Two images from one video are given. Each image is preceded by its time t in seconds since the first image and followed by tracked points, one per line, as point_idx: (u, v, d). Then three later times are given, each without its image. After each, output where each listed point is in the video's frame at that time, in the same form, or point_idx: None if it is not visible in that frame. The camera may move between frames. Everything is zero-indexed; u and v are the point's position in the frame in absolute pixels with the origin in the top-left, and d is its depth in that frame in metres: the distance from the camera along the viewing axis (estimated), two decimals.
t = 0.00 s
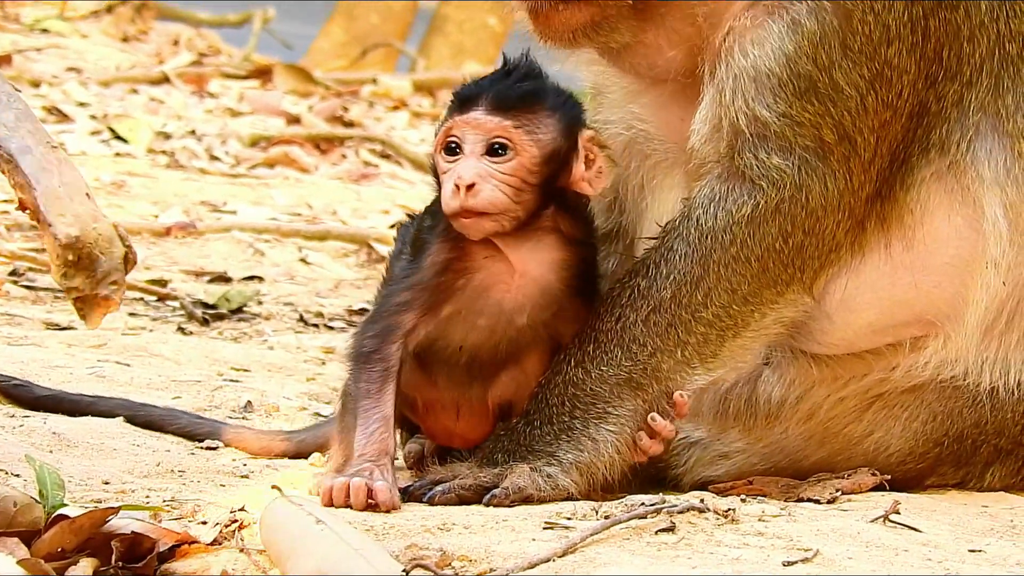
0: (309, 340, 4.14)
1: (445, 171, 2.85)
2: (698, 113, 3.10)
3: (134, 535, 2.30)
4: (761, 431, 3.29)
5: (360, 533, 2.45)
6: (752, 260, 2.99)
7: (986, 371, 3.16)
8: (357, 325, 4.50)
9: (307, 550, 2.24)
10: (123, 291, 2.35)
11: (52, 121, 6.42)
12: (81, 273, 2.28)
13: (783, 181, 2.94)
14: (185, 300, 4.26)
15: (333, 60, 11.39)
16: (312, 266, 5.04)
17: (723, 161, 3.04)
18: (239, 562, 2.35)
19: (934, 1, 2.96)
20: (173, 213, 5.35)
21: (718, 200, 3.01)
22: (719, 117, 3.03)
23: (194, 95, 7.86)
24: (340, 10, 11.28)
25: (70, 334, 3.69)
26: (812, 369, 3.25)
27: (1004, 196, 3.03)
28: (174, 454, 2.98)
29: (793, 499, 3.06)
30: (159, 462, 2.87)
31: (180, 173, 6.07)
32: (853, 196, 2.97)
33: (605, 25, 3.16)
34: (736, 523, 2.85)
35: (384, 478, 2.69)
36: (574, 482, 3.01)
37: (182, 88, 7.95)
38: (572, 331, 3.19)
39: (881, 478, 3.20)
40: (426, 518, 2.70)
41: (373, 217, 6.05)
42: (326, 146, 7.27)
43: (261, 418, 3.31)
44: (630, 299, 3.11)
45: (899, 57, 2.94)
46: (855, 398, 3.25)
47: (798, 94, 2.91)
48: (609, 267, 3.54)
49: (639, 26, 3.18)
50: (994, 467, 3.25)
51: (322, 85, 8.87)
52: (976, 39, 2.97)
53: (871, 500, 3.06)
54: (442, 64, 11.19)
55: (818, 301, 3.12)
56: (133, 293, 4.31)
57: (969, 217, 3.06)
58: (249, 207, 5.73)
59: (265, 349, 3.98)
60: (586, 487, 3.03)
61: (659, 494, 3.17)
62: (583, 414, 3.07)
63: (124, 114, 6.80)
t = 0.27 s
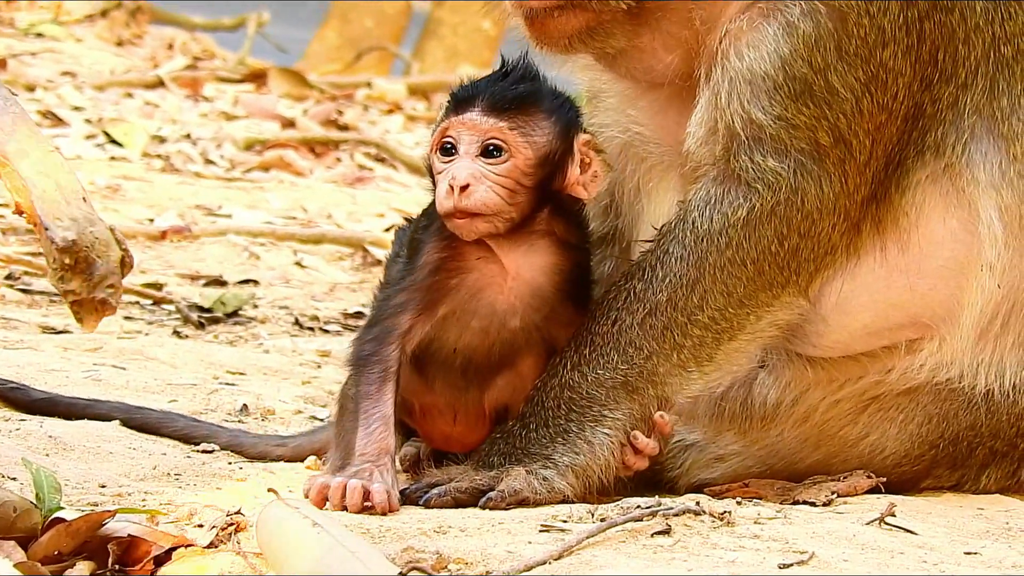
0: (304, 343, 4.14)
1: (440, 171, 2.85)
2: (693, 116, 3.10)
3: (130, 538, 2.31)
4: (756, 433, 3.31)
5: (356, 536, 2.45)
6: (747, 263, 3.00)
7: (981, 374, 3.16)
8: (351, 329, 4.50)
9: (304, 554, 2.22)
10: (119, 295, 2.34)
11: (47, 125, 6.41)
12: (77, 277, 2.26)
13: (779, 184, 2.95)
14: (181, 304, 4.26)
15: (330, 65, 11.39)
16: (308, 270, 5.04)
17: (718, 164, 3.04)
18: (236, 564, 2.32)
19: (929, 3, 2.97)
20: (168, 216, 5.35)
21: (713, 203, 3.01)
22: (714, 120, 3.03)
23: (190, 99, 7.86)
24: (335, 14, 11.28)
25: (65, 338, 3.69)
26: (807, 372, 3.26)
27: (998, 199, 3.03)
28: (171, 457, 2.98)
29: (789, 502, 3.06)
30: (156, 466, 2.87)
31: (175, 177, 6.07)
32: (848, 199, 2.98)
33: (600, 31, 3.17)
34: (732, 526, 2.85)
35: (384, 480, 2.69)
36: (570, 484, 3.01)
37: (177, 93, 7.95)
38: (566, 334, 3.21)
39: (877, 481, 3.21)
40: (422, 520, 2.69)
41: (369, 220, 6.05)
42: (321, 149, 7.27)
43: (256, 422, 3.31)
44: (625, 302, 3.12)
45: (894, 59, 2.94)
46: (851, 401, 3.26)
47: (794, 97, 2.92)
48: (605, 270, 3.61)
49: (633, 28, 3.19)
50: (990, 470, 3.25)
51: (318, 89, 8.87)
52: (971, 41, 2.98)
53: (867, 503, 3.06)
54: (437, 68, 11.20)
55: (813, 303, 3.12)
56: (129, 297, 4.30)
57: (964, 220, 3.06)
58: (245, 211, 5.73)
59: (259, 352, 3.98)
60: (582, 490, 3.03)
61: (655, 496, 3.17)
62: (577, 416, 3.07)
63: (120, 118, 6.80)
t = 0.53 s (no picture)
0: (302, 345, 4.14)
1: (452, 180, 2.80)
2: (691, 117, 3.10)
3: (130, 538, 2.32)
4: (754, 435, 3.31)
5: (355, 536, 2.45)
6: (745, 264, 3.00)
7: (979, 375, 3.17)
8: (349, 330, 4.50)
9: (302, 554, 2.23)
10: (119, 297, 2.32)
11: (45, 127, 6.41)
12: (76, 278, 2.25)
13: (776, 185, 2.95)
14: (179, 305, 4.26)
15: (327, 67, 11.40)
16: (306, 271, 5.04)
17: (716, 165, 3.05)
18: (234, 564, 2.33)
19: (927, 4, 2.97)
20: (166, 218, 5.35)
21: (712, 204, 3.01)
22: (712, 121, 3.03)
23: (187, 101, 7.86)
24: (332, 17, 11.28)
25: (64, 339, 3.69)
26: (805, 373, 3.26)
27: (997, 201, 3.04)
28: (170, 458, 2.97)
29: (787, 503, 3.06)
30: (154, 466, 2.87)
31: (173, 179, 6.07)
32: (846, 200, 2.98)
33: (576, 28, 3.16)
34: (730, 527, 2.85)
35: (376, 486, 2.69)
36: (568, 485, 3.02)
37: (175, 95, 7.94)
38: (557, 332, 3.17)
39: (875, 482, 3.21)
40: (421, 521, 2.69)
41: (367, 222, 6.06)
42: (319, 151, 7.27)
43: (255, 422, 3.32)
44: (624, 303, 3.12)
45: (892, 61, 2.95)
46: (849, 403, 3.27)
47: (791, 98, 2.92)
48: (603, 270, 3.68)
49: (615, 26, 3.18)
50: (988, 471, 3.25)
51: (315, 92, 8.87)
52: (969, 42, 2.99)
53: (865, 505, 3.07)
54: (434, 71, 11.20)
55: (812, 304, 3.13)
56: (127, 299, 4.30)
57: (962, 221, 3.07)
58: (243, 213, 5.73)
59: (257, 354, 3.97)
60: (580, 491, 3.04)
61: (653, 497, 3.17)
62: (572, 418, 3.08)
63: (117, 121, 6.80)
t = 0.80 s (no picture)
0: (302, 346, 4.14)
1: (596, 203, 2.77)
2: (689, 118, 3.10)
3: (130, 539, 2.32)
4: (753, 436, 3.32)
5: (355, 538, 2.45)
6: (744, 265, 3.00)
7: (978, 377, 3.17)
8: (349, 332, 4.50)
9: (302, 556, 2.23)
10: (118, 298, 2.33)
11: (45, 129, 6.41)
12: (76, 280, 2.26)
13: (775, 186, 2.95)
14: (178, 306, 4.26)
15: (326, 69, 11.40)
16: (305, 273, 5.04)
17: (715, 167, 3.05)
18: (234, 566, 2.33)
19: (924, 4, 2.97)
20: (165, 220, 5.35)
21: (710, 205, 3.02)
22: (710, 123, 3.03)
23: (186, 103, 7.86)
24: (331, 18, 11.28)
25: (63, 340, 3.69)
26: (804, 375, 3.26)
27: (995, 202, 3.04)
28: (170, 460, 2.97)
29: (786, 505, 3.07)
30: (155, 468, 2.87)
31: (172, 181, 6.08)
32: (845, 202, 2.99)
33: (569, 23, 3.21)
34: (730, 529, 2.85)
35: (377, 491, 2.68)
36: (568, 487, 3.01)
37: (174, 96, 7.95)
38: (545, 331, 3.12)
39: (875, 483, 3.22)
40: (421, 522, 2.69)
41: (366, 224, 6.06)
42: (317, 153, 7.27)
43: (254, 424, 3.31)
44: (623, 305, 3.13)
45: (889, 61, 2.95)
46: (848, 404, 3.27)
47: (789, 99, 2.92)
48: (603, 273, 3.56)
49: (609, 21, 3.21)
50: (987, 473, 3.25)
51: (315, 94, 8.88)
52: (967, 43, 2.99)
53: (864, 506, 3.07)
54: (433, 72, 11.20)
55: (811, 306, 3.13)
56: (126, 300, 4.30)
57: (960, 222, 3.07)
58: (242, 215, 5.73)
59: (257, 355, 3.98)
60: (579, 492, 3.04)
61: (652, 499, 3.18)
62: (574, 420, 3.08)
63: (117, 122, 6.80)
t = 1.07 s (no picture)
0: (303, 350, 4.15)
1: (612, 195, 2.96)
2: (690, 123, 3.11)
3: (131, 543, 2.31)
4: (754, 439, 3.32)
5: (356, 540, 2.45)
6: (745, 269, 3.00)
7: (979, 381, 3.17)
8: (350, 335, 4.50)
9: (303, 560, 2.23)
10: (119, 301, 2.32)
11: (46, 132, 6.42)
12: (78, 283, 2.25)
13: (776, 190, 2.95)
14: (179, 310, 4.26)
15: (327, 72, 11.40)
16: (306, 276, 5.04)
17: (716, 171, 3.05)
18: (235, 569, 2.33)
19: (925, 9, 2.98)
20: (166, 224, 5.35)
21: (711, 210, 3.02)
22: (712, 127, 3.03)
23: (187, 106, 7.87)
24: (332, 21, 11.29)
25: (64, 344, 3.69)
26: (805, 378, 3.27)
27: (996, 205, 3.04)
28: (171, 463, 2.98)
29: (787, 508, 3.07)
30: (155, 471, 2.87)
31: (173, 184, 6.08)
32: (846, 206, 2.98)
33: (575, 27, 3.24)
34: (731, 532, 2.85)
35: (383, 490, 2.68)
36: (569, 490, 3.01)
37: (175, 99, 7.95)
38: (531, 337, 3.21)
39: (876, 487, 3.22)
40: (422, 526, 2.69)
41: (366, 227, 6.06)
42: (318, 156, 7.28)
43: (254, 427, 3.30)
44: (625, 308, 3.13)
45: (890, 66, 2.95)
46: (849, 408, 3.27)
47: (790, 103, 2.93)
48: (603, 276, 3.56)
49: (615, 26, 3.25)
50: (988, 476, 3.25)
51: (316, 97, 8.88)
52: (967, 47, 3.00)
53: (865, 510, 3.07)
54: (433, 75, 11.21)
55: (811, 309, 3.14)
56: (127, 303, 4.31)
57: (961, 226, 3.07)
58: (243, 218, 5.73)
59: (258, 358, 3.98)
60: (580, 496, 3.03)
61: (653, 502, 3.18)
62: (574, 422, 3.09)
63: (117, 126, 6.80)
